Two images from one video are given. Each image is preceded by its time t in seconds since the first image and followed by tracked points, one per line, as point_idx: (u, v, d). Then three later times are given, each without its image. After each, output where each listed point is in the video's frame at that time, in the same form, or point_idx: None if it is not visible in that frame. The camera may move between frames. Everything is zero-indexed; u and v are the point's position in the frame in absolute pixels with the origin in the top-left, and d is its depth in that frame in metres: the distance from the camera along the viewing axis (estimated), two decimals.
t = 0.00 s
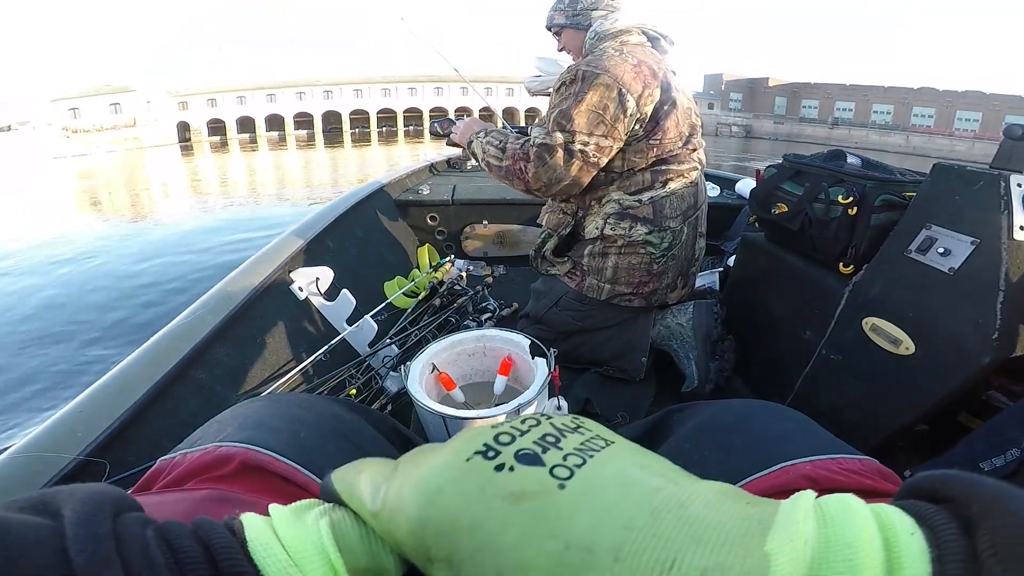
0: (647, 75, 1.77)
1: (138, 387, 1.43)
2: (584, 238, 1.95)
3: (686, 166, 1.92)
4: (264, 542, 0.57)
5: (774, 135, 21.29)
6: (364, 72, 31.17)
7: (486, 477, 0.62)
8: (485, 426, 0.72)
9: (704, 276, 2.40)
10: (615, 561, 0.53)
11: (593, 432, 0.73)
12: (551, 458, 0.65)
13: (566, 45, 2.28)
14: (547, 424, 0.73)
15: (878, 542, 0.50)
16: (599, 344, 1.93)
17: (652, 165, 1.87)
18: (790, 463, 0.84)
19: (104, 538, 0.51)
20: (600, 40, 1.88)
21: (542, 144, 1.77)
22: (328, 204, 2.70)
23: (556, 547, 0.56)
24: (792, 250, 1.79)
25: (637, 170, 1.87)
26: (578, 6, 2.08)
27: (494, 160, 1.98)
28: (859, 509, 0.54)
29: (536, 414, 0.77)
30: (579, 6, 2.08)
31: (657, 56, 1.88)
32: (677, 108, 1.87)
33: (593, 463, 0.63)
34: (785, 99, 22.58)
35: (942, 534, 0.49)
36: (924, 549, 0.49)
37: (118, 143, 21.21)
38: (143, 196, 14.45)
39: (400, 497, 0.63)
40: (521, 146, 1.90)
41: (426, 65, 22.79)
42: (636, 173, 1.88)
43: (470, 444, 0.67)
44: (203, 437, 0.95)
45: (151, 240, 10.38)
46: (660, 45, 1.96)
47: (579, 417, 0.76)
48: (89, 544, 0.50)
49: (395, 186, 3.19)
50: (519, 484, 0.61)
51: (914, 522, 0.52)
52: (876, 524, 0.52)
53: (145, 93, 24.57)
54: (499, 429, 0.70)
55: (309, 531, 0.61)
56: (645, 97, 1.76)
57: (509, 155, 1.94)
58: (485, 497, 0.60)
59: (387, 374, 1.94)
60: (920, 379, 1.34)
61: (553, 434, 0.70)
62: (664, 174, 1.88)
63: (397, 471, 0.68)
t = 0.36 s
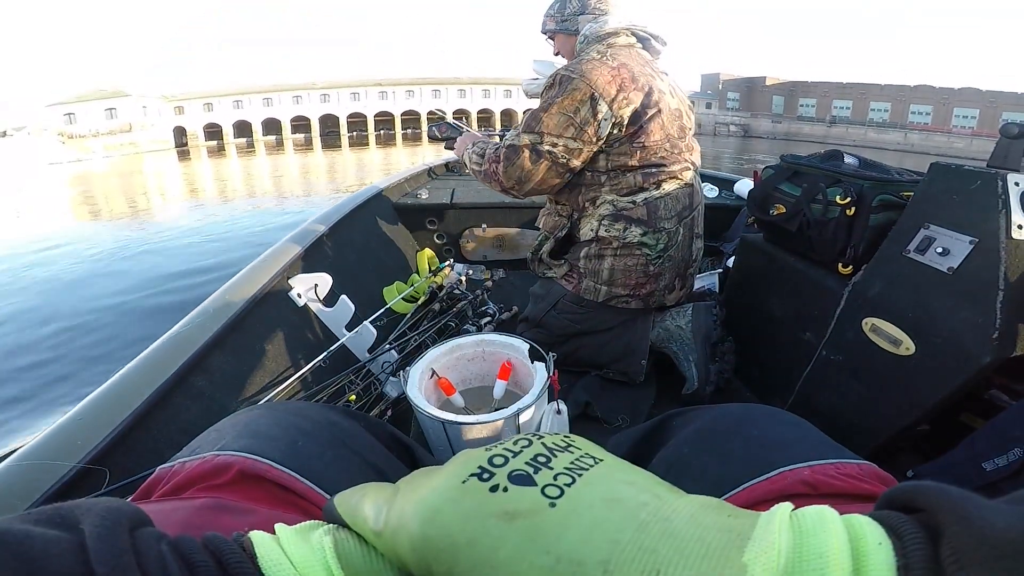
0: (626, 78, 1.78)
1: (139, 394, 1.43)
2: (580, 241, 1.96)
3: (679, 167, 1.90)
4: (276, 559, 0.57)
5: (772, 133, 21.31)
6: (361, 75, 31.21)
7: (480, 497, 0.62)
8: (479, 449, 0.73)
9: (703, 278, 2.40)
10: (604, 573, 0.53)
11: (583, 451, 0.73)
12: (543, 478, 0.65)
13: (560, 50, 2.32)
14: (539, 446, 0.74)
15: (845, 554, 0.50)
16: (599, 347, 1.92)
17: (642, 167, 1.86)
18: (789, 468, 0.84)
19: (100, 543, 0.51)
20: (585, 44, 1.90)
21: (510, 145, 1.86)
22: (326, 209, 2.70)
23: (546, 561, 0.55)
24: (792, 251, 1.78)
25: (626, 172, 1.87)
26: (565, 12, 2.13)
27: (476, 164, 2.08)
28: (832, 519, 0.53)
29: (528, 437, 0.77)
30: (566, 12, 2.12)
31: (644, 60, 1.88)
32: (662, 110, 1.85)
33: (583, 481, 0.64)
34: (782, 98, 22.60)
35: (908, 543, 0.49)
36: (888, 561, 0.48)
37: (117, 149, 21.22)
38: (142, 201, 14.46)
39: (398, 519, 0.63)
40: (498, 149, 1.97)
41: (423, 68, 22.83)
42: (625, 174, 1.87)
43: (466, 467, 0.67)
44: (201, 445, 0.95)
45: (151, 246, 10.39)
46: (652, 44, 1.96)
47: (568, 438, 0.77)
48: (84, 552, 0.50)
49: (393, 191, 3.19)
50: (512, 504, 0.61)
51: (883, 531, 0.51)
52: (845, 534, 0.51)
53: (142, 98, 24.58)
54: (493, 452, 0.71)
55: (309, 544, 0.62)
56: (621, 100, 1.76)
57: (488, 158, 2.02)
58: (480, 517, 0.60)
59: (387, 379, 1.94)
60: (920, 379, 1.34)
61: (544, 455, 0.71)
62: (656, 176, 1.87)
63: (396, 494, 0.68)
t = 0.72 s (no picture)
0: (627, 76, 1.79)
1: (142, 396, 1.44)
2: (580, 239, 1.96)
3: (677, 164, 1.90)
4: (277, 557, 0.57)
5: (773, 135, 21.31)
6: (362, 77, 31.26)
7: (478, 497, 0.62)
8: (476, 448, 0.73)
9: (705, 280, 2.40)
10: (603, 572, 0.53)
11: (581, 448, 0.73)
12: (540, 476, 0.65)
13: (559, 54, 2.33)
14: (536, 444, 0.74)
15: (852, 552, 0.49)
16: (599, 348, 1.92)
17: (641, 163, 1.86)
18: (790, 468, 0.84)
19: (104, 546, 0.52)
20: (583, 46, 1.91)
21: (521, 150, 1.82)
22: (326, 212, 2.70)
23: (545, 560, 0.56)
24: (793, 253, 1.79)
25: (625, 169, 1.87)
26: (566, 14, 2.13)
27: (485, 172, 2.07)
28: (838, 515, 0.53)
29: (526, 435, 0.77)
30: (567, 14, 2.12)
31: (643, 59, 1.89)
32: (662, 106, 1.86)
33: (580, 480, 0.64)
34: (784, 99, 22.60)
35: (918, 542, 0.49)
36: (899, 561, 0.48)
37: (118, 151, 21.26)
38: (144, 203, 14.49)
39: (397, 517, 0.63)
40: (508, 156, 1.94)
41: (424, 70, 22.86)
42: (625, 171, 1.87)
43: (463, 466, 0.67)
44: (203, 446, 0.95)
45: (153, 248, 10.41)
46: (648, 47, 1.96)
47: (564, 435, 0.77)
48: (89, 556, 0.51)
49: (395, 193, 3.20)
50: (509, 503, 0.61)
51: (893, 528, 0.51)
52: (853, 532, 0.51)
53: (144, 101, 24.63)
54: (490, 451, 0.71)
55: (313, 545, 0.62)
56: (624, 97, 1.77)
57: (499, 166, 1.98)
58: (478, 516, 0.60)
59: (388, 381, 1.95)
60: (921, 379, 1.34)
61: (542, 453, 0.71)
62: (655, 172, 1.87)
63: (394, 494, 0.68)
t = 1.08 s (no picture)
0: (656, 73, 1.78)
1: (145, 395, 1.44)
2: (588, 234, 1.96)
3: (690, 163, 1.90)
4: (296, 557, 0.58)
5: (773, 135, 21.32)
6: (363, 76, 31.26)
7: (490, 492, 0.62)
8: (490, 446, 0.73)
9: (705, 280, 2.40)
10: (610, 561, 0.54)
11: (589, 447, 0.73)
12: (550, 472, 0.66)
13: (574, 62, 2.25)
14: (545, 443, 0.74)
15: (848, 545, 0.50)
16: (605, 344, 1.92)
17: (658, 159, 1.86)
18: (793, 465, 0.84)
19: (125, 544, 0.51)
20: (605, 45, 1.87)
21: (571, 146, 1.75)
22: (328, 211, 2.71)
23: (554, 550, 0.56)
24: (796, 253, 1.78)
25: (641, 165, 1.87)
26: (586, 18, 2.06)
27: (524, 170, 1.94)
28: (834, 509, 0.54)
29: (535, 434, 0.77)
30: (587, 19, 2.05)
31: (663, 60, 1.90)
32: (683, 104, 1.88)
33: (590, 476, 0.64)
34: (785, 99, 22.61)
35: (911, 536, 0.49)
36: (892, 550, 0.48)
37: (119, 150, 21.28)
38: (146, 202, 14.53)
39: (416, 510, 0.64)
40: (546, 153, 1.85)
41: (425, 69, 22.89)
42: (640, 167, 1.88)
43: (476, 463, 0.67)
44: (207, 443, 0.96)
45: (155, 246, 10.44)
46: (665, 52, 1.95)
47: (574, 434, 0.77)
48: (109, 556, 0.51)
49: (396, 193, 3.20)
50: (520, 496, 0.61)
51: (887, 522, 0.51)
52: (848, 524, 0.51)
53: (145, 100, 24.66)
54: (503, 448, 0.71)
55: (328, 543, 0.63)
56: (656, 92, 1.77)
57: (538, 164, 1.88)
58: (491, 509, 0.61)
59: (390, 380, 1.95)
60: (921, 378, 1.34)
61: (551, 451, 0.71)
62: (670, 169, 1.86)
63: (412, 491, 0.69)
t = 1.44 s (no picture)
0: (677, 79, 1.69)
1: (146, 393, 1.45)
2: (599, 243, 1.91)
3: (706, 171, 1.87)
4: (311, 556, 0.59)
5: (773, 136, 21.34)
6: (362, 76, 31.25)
7: (502, 485, 0.63)
8: (501, 445, 0.73)
9: (705, 280, 2.40)
10: (616, 549, 0.55)
11: (594, 449, 0.74)
12: (558, 469, 0.66)
13: (581, 57, 2.14)
14: (553, 443, 0.74)
15: (835, 536, 0.50)
16: (617, 354, 1.84)
17: (675, 168, 1.82)
18: (793, 464, 0.84)
19: (146, 540, 0.52)
20: (624, 46, 1.72)
21: (595, 154, 1.61)
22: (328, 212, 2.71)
23: (563, 539, 0.57)
24: (795, 254, 1.79)
25: (659, 174, 1.81)
26: (598, 12, 1.95)
27: (537, 180, 1.82)
28: (823, 504, 0.54)
29: (542, 435, 0.78)
30: (599, 13, 1.94)
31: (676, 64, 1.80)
32: (701, 112, 1.83)
33: (598, 472, 0.65)
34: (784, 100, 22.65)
35: (896, 527, 0.49)
36: (878, 541, 0.49)
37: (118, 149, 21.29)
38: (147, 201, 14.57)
39: (429, 506, 0.64)
40: (568, 161, 1.72)
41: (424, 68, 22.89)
42: (658, 176, 1.81)
43: (488, 460, 0.68)
44: (210, 441, 0.96)
45: (156, 245, 10.46)
46: (676, 54, 1.85)
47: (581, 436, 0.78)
48: (128, 549, 0.51)
49: (396, 193, 3.21)
50: (532, 489, 0.62)
51: (873, 516, 0.52)
52: (835, 516, 0.52)
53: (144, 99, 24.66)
54: (513, 447, 0.71)
55: (341, 541, 0.63)
56: (679, 100, 1.69)
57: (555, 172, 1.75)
58: (504, 501, 0.61)
59: (390, 379, 1.95)
60: (920, 379, 1.35)
61: (559, 451, 0.71)
62: (685, 179, 1.83)
63: (425, 488, 0.69)
